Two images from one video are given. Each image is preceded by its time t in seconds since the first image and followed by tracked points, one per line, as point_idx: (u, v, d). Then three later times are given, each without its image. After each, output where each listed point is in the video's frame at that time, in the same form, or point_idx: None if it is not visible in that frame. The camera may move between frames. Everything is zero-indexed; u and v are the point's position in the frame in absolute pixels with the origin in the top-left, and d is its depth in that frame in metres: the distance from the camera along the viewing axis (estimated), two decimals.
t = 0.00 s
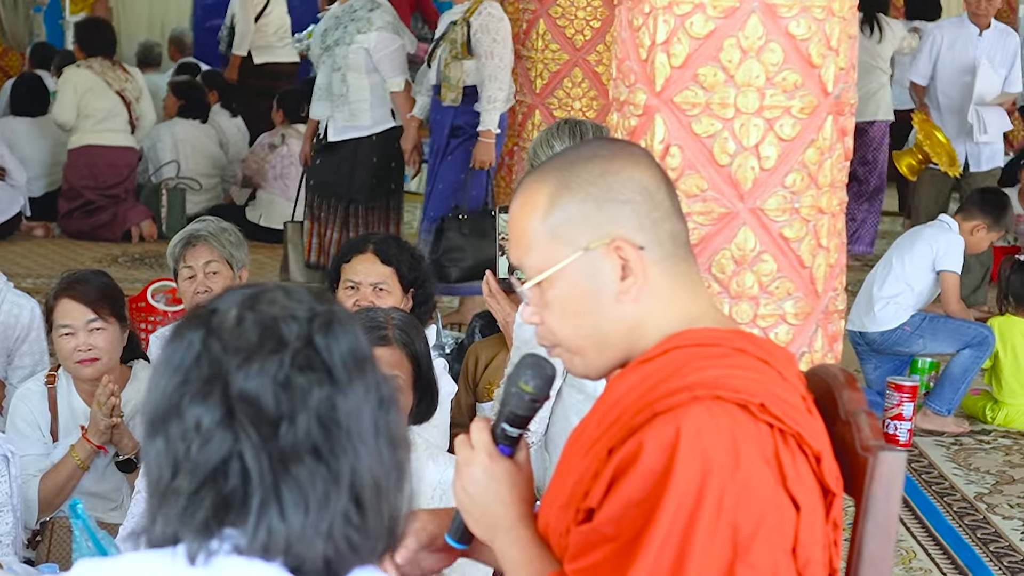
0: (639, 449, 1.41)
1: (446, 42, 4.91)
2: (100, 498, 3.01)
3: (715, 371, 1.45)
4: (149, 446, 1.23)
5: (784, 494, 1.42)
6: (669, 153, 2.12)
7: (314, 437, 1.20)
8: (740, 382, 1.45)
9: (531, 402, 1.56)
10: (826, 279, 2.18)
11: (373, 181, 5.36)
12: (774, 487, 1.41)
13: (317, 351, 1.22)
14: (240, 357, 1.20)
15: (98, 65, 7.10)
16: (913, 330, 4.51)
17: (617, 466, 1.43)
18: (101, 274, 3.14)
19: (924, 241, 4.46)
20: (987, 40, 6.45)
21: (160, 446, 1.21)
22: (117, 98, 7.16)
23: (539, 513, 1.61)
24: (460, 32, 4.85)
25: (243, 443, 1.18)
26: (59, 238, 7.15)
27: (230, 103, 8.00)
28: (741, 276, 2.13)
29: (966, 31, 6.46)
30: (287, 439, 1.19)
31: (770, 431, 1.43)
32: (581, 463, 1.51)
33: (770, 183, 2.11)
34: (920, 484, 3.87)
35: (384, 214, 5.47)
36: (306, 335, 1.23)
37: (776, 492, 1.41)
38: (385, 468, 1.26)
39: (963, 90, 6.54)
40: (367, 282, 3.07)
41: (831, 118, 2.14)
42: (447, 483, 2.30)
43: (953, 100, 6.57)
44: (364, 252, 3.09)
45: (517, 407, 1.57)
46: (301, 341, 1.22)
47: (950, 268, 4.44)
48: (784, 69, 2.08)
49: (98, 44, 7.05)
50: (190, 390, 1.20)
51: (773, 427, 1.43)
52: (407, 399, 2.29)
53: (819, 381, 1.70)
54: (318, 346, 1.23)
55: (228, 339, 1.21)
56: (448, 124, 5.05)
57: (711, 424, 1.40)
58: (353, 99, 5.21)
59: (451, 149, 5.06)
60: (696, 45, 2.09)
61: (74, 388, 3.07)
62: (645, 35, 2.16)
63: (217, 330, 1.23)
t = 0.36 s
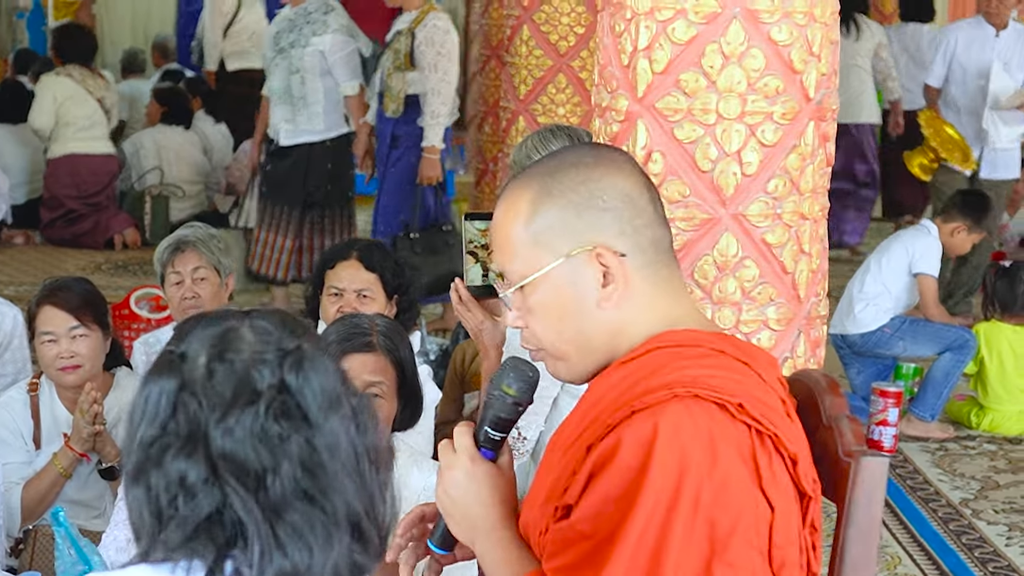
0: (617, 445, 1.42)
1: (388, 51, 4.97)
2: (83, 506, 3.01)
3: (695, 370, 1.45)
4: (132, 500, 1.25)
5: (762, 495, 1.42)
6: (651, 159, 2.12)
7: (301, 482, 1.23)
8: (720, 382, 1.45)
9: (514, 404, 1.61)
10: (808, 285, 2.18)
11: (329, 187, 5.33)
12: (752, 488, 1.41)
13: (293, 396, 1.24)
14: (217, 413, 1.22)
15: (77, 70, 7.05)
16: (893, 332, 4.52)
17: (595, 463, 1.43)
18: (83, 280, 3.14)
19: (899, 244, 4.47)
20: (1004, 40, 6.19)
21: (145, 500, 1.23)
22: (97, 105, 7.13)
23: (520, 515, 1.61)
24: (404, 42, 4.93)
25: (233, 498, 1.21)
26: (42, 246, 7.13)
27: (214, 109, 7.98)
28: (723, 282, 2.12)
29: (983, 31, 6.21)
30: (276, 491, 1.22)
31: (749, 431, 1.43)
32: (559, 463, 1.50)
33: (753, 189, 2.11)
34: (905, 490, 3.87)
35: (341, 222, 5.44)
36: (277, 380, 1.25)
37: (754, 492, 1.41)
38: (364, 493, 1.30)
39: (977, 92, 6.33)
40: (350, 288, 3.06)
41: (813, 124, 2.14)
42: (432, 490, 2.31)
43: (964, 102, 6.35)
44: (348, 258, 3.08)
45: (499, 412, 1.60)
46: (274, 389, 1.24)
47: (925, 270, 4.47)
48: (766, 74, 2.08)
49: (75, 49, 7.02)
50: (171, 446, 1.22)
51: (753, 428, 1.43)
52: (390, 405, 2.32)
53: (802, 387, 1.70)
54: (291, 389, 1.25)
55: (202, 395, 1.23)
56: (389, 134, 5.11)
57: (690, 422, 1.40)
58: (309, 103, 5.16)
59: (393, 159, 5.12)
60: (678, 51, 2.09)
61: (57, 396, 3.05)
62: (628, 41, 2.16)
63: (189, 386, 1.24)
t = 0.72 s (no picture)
0: (612, 448, 1.42)
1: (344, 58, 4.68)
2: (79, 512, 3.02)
3: (689, 374, 1.46)
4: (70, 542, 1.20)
5: (755, 498, 1.43)
6: (646, 166, 2.14)
7: (224, 547, 1.15)
8: (714, 385, 1.46)
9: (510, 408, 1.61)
10: (801, 292, 2.20)
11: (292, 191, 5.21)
12: (746, 491, 1.42)
13: (222, 457, 1.16)
14: (144, 468, 1.14)
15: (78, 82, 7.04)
16: (890, 337, 4.53)
17: (590, 466, 1.44)
18: (80, 288, 3.16)
19: (888, 251, 4.49)
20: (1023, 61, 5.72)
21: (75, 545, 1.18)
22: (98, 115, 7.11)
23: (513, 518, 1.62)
24: (359, 47, 4.62)
25: (156, 555, 1.14)
26: (41, 254, 7.14)
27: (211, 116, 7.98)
28: (717, 288, 2.14)
29: (1002, 51, 5.75)
30: (199, 554, 1.14)
31: (743, 434, 1.44)
32: (554, 466, 1.51)
33: (747, 196, 2.12)
34: (901, 495, 3.88)
35: (316, 228, 5.37)
36: (208, 441, 1.16)
37: (747, 495, 1.42)
38: (305, 554, 1.21)
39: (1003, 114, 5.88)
40: (346, 296, 3.07)
41: (807, 131, 2.15)
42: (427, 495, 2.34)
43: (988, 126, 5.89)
44: (344, 265, 3.09)
45: (496, 416, 1.60)
46: (203, 450, 1.15)
47: (918, 276, 4.48)
48: (760, 82, 2.09)
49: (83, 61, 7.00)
50: (98, 497, 1.16)
51: (746, 431, 1.44)
52: (386, 411, 2.32)
53: (795, 393, 1.71)
54: (221, 449, 1.16)
55: (129, 449, 1.15)
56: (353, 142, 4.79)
57: (685, 426, 1.41)
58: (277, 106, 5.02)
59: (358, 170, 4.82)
60: (672, 58, 2.10)
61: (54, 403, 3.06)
62: (622, 48, 2.17)
63: (118, 437, 1.16)
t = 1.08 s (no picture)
0: (625, 463, 1.42)
1: (314, 64, 4.84)
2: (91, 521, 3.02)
3: (701, 383, 1.46)
4: None
5: (771, 507, 1.43)
6: (657, 172, 2.14)
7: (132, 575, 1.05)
8: (727, 394, 1.45)
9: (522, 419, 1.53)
10: (814, 298, 2.18)
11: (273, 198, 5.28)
12: (761, 501, 1.42)
13: (154, 473, 1.05)
14: (74, 483, 1.04)
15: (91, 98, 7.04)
16: (902, 344, 4.52)
17: (604, 478, 1.44)
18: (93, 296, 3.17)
19: (899, 258, 4.53)
20: None
21: None
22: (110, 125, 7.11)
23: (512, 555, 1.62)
24: (328, 54, 4.79)
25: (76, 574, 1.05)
26: (54, 262, 7.16)
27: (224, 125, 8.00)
28: (728, 295, 2.13)
29: None
30: None
31: (756, 443, 1.44)
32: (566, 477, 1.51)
33: (758, 203, 2.12)
34: (914, 502, 3.87)
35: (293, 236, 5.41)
36: (143, 454, 1.05)
37: (763, 505, 1.42)
38: None
39: None
40: (357, 303, 3.07)
41: (818, 137, 2.14)
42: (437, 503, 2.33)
43: None
44: (355, 273, 3.09)
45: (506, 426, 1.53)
46: (137, 464, 1.05)
47: (929, 284, 4.49)
48: (770, 88, 2.09)
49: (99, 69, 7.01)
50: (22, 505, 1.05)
51: (760, 440, 1.44)
52: (397, 419, 2.34)
53: (806, 399, 1.70)
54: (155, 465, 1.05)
55: (67, 460, 1.05)
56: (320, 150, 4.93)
57: (698, 437, 1.41)
58: (262, 117, 5.16)
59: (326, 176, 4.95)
60: (683, 65, 2.10)
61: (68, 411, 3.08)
62: (633, 55, 2.17)
63: (54, 447, 1.06)
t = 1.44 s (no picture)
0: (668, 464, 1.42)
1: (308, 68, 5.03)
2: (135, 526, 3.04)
3: (742, 385, 1.46)
4: None
5: (813, 508, 1.43)
6: (694, 175, 2.13)
7: None
8: (768, 396, 1.45)
9: (553, 420, 1.46)
10: (853, 301, 2.18)
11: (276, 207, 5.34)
12: (804, 501, 1.42)
13: None
14: None
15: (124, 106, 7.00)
16: (938, 346, 4.51)
17: (647, 481, 1.44)
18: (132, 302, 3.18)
19: (936, 261, 4.50)
20: None
21: None
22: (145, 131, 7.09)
23: None
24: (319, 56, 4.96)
25: None
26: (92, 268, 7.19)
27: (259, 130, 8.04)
28: (767, 298, 2.13)
29: None
30: None
31: (798, 445, 1.43)
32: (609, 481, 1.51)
33: (796, 206, 2.12)
34: (956, 505, 3.86)
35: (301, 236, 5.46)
36: None
37: (805, 506, 1.42)
38: None
39: None
40: (392, 308, 3.07)
41: (856, 138, 2.14)
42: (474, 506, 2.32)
43: None
44: (389, 278, 3.10)
45: (537, 428, 1.46)
46: None
47: (964, 287, 4.45)
48: (807, 90, 2.09)
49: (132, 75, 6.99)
50: None
51: (802, 441, 1.44)
52: (426, 420, 2.30)
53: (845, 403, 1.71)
54: None
55: None
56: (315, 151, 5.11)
57: (739, 438, 1.41)
58: (256, 125, 5.26)
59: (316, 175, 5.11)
60: (719, 68, 2.10)
61: (109, 416, 3.09)
62: (668, 59, 2.17)
63: None
